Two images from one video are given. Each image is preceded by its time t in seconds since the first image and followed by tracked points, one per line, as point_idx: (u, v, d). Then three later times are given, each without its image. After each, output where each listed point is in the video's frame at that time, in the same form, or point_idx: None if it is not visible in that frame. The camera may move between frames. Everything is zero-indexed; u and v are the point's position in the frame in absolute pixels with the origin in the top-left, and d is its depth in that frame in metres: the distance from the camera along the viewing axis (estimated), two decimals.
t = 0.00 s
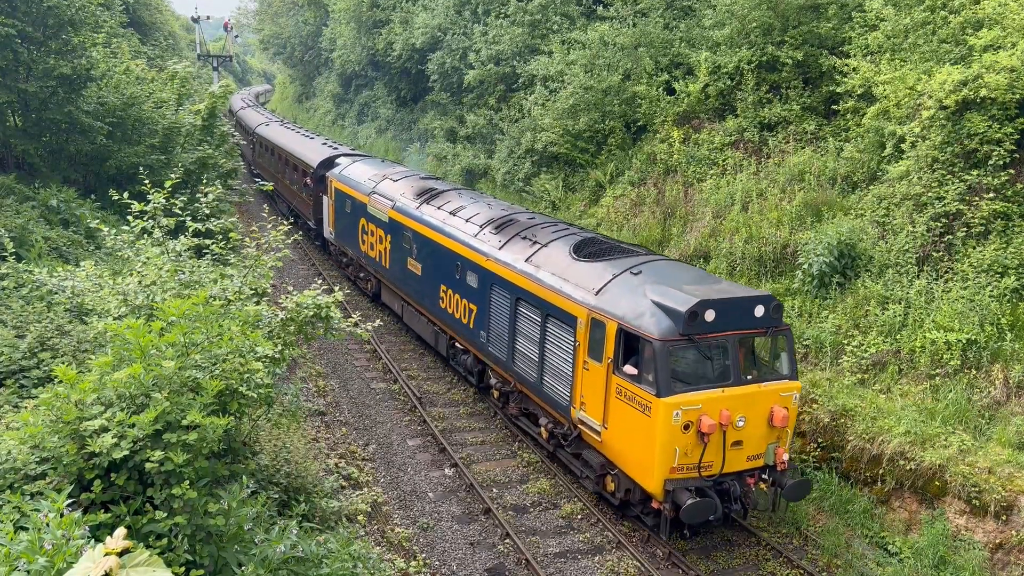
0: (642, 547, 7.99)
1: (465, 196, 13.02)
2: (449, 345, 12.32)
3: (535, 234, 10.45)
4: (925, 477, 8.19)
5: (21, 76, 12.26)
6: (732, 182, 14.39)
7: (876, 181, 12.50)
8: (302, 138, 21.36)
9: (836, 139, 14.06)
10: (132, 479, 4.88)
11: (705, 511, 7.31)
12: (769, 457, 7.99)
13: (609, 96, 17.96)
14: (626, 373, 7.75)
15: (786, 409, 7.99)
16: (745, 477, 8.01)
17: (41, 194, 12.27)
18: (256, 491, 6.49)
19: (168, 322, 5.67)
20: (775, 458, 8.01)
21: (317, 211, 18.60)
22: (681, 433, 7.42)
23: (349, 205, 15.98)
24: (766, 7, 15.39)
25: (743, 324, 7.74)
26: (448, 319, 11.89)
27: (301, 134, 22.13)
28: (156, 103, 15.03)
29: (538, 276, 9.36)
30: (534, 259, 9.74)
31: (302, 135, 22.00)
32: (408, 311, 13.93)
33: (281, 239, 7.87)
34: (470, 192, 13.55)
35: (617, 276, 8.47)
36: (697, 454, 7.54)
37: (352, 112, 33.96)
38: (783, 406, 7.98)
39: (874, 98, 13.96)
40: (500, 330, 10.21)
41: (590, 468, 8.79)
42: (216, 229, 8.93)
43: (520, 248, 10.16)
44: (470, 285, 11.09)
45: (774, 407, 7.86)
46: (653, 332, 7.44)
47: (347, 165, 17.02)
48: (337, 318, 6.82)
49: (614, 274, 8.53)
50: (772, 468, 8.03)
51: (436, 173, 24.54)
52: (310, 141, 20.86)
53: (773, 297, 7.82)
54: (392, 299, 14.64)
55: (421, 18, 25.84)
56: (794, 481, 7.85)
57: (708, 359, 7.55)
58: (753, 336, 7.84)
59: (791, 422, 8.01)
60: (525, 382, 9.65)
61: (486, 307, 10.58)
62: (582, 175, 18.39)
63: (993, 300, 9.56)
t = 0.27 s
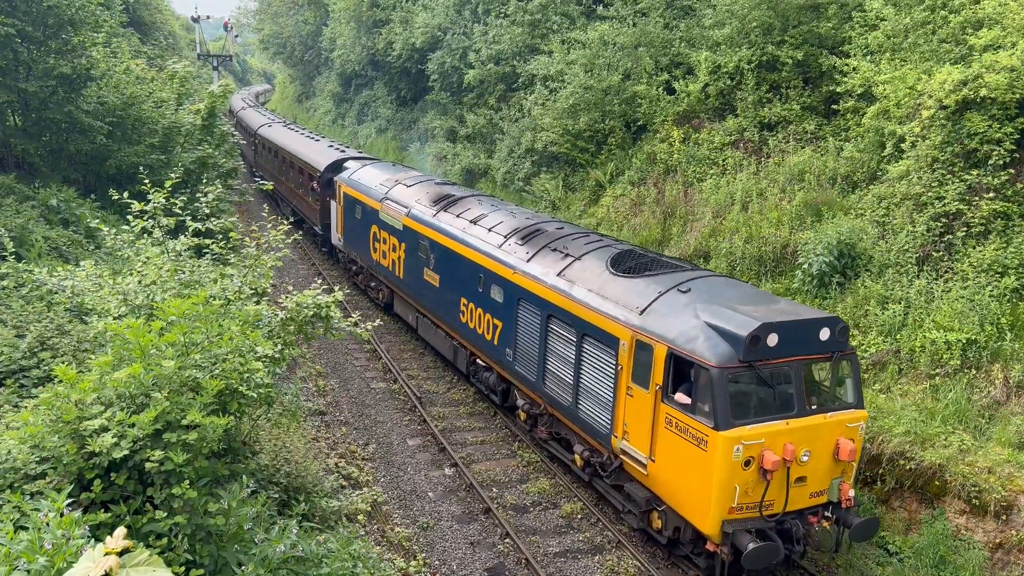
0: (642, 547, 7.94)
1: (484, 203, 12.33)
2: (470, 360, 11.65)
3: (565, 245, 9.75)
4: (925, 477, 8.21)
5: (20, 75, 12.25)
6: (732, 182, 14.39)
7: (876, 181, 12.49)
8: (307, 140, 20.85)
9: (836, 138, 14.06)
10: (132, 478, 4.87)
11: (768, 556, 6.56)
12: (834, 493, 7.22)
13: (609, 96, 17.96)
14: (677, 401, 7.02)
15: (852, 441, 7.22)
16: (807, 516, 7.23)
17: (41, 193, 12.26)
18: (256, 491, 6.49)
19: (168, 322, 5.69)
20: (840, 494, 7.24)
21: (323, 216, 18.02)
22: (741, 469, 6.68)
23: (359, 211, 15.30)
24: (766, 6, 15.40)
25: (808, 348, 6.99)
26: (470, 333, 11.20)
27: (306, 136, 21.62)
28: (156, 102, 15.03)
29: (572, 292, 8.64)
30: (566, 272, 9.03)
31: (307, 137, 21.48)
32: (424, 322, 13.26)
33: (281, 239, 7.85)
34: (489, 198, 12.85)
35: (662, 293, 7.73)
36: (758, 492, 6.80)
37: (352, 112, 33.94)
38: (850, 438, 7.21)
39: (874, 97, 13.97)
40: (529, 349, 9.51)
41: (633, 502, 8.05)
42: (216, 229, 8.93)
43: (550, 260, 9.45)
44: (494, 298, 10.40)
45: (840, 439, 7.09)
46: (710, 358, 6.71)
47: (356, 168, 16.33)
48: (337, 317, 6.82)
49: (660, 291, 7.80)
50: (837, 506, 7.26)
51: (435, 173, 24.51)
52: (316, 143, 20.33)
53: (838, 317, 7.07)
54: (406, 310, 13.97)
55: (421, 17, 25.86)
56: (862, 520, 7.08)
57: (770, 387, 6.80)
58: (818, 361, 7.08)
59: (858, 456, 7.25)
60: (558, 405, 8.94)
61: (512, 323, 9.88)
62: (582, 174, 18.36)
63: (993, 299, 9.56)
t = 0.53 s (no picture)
0: (642, 547, 7.90)
1: (508, 213, 11.71)
2: (493, 378, 11.01)
3: (601, 259, 9.11)
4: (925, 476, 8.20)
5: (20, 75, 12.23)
6: (732, 182, 14.40)
7: (876, 181, 12.49)
8: (312, 143, 20.31)
9: (836, 138, 14.05)
10: (132, 478, 4.87)
11: None
12: (911, 536, 6.47)
13: (609, 96, 17.96)
14: (739, 435, 6.32)
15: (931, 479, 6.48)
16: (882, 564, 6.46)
17: (41, 193, 12.26)
18: (256, 491, 6.49)
19: (168, 321, 5.70)
20: (918, 538, 6.47)
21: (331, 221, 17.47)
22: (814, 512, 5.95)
23: (372, 219, 14.70)
24: (766, 6, 15.41)
25: (886, 377, 6.27)
26: (495, 351, 10.54)
27: (311, 138, 21.09)
28: (155, 102, 15.03)
29: (613, 311, 7.98)
30: (605, 289, 8.39)
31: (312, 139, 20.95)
32: (442, 336, 12.63)
33: (281, 238, 7.84)
34: (512, 208, 12.24)
35: (718, 315, 7.05)
36: (832, 538, 6.06)
37: (352, 112, 33.92)
38: (929, 476, 6.47)
39: (874, 97, 13.97)
40: (563, 371, 8.84)
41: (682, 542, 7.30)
42: (216, 228, 8.92)
43: (586, 276, 8.81)
44: (522, 315, 9.75)
45: (919, 477, 6.35)
46: (779, 390, 6.03)
47: (369, 175, 15.74)
48: (337, 317, 6.82)
49: (714, 312, 7.13)
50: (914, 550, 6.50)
51: (435, 173, 24.48)
52: (322, 145, 19.80)
53: (919, 343, 6.34)
54: (423, 323, 13.35)
55: (421, 17, 25.87)
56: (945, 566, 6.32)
57: (844, 422, 6.09)
58: (895, 391, 6.35)
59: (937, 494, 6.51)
60: (597, 432, 8.25)
61: (544, 342, 9.23)
62: (582, 174, 18.34)
63: (993, 299, 9.56)
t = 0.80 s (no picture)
0: (642, 547, 7.88)
1: (530, 220, 10.88)
2: (519, 399, 10.21)
3: (640, 273, 8.28)
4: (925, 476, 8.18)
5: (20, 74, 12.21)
6: (732, 181, 14.40)
7: (876, 181, 12.49)
8: (318, 146, 19.70)
9: (836, 138, 14.06)
10: (132, 478, 4.86)
11: None
12: None
13: (609, 95, 17.96)
14: (816, 480, 5.56)
15: None
16: None
17: (41, 193, 12.25)
18: (256, 490, 6.49)
19: (168, 321, 5.70)
20: None
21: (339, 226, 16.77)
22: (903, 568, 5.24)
23: (382, 226, 13.89)
24: (766, 5, 15.43)
25: (982, 414, 5.53)
26: (521, 370, 9.72)
27: (317, 141, 20.49)
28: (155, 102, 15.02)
29: (659, 333, 7.15)
30: (649, 308, 7.56)
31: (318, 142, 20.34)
32: (460, 352, 11.84)
33: (281, 238, 7.82)
34: (535, 215, 11.42)
35: (787, 341, 6.23)
36: None
37: (352, 111, 33.88)
38: None
39: (874, 97, 13.98)
40: (601, 397, 8.01)
41: None
42: (216, 228, 8.91)
43: (626, 292, 7.98)
44: (552, 333, 8.92)
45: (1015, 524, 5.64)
46: (867, 432, 5.27)
47: (378, 179, 14.91)
48: (337, 317, 6.82)
49: (781, 337, 6.31)
50: None
51: (435, 172, 24.46)
52: (328, 148, 19.18)
53: (1018, 374, 5.59)
54: (439, 336, 12.57)
55: (421, 17, 25.87)
56: None
57: (936, 465, 5.36)
58: (990, 428, 5.62)
59: None
60: (641, 466, 7.42)
61: (577, 364, 8.40)
62: (582, 174, 18.33)
63: (993, 299, 9.58)
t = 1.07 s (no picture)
0: (642, 546, 7.86)
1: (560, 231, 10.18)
2: (549, 422, 9.50)
3: (689, 291, 7.56)
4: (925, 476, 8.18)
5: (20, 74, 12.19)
6: (733, 181, 14.40)
7: (876, 180, 12.49)
8: (326, 149, 19.18)
9: (836, 137, 14.06)
10: (132, 477, 4.86)
11: None
12: None
13: (609, 95, 17.96)
14: (912, 534, 4.82)
15: None
16: None
17: (41, 193, 12.24)
18: (256, 490, 6.49)
19: (168, 320, 5.70)
20: None
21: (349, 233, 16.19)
22: None
23: (398, 234, 13.22)
24: (766, 5, 15.45)
25: None
26: (553, 393, 8.99)
27: (324, 144, 20.01)
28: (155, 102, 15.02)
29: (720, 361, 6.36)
30: (702, 330, 6.83)
31: (325, 145, 19.87)
32: (484, 369, 11.15)
33: (281, 238, 7.80)
34: (563, 224, 10.72)
35: (870, 373, 5.50)
36: None
37: (352, 111, 33.84)
38: None
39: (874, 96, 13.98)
40: (646, 426, 7.27)
41: None
42: (216, 228, 8.91)
43: (673, 312, 7.26)
44: (588, 353, 8.20)
45: None
46: (974, 481, 4.54)
47: (392, 185, 14.24)
48: (337, 317, 6.81)
49: (862, 369, 5.58)
50: None
51: (435, 172, 24.45)
52: (336, 152, 18.69)
53: None
54: (459, 351, 11.89)
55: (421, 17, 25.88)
56: None
57: None
58: None
59: None
60: (695, 505, 6.67)
61: (618, 389, 7.67)
62: (582, 174, 18.31)
63: (993, 298, 9.59)
